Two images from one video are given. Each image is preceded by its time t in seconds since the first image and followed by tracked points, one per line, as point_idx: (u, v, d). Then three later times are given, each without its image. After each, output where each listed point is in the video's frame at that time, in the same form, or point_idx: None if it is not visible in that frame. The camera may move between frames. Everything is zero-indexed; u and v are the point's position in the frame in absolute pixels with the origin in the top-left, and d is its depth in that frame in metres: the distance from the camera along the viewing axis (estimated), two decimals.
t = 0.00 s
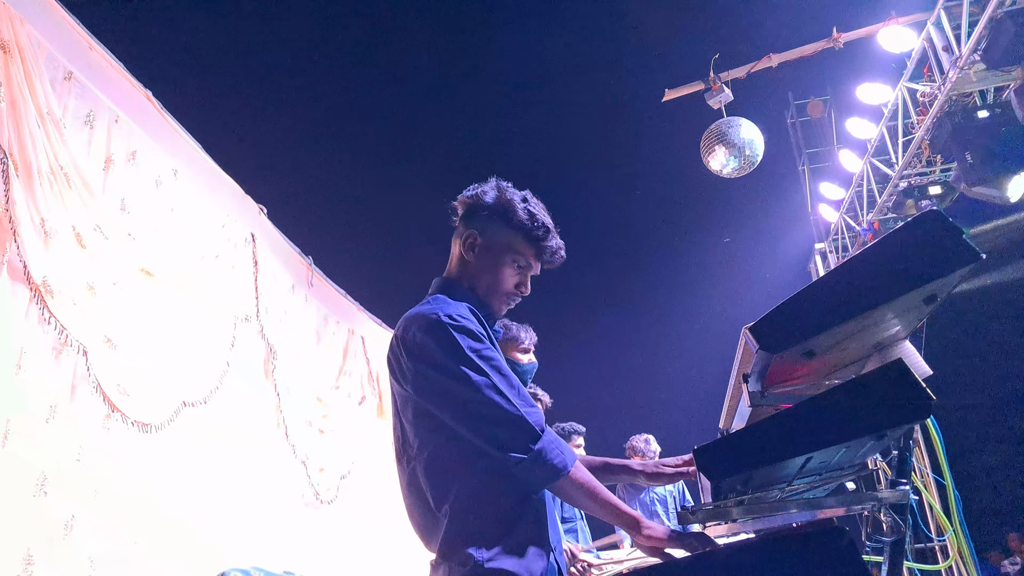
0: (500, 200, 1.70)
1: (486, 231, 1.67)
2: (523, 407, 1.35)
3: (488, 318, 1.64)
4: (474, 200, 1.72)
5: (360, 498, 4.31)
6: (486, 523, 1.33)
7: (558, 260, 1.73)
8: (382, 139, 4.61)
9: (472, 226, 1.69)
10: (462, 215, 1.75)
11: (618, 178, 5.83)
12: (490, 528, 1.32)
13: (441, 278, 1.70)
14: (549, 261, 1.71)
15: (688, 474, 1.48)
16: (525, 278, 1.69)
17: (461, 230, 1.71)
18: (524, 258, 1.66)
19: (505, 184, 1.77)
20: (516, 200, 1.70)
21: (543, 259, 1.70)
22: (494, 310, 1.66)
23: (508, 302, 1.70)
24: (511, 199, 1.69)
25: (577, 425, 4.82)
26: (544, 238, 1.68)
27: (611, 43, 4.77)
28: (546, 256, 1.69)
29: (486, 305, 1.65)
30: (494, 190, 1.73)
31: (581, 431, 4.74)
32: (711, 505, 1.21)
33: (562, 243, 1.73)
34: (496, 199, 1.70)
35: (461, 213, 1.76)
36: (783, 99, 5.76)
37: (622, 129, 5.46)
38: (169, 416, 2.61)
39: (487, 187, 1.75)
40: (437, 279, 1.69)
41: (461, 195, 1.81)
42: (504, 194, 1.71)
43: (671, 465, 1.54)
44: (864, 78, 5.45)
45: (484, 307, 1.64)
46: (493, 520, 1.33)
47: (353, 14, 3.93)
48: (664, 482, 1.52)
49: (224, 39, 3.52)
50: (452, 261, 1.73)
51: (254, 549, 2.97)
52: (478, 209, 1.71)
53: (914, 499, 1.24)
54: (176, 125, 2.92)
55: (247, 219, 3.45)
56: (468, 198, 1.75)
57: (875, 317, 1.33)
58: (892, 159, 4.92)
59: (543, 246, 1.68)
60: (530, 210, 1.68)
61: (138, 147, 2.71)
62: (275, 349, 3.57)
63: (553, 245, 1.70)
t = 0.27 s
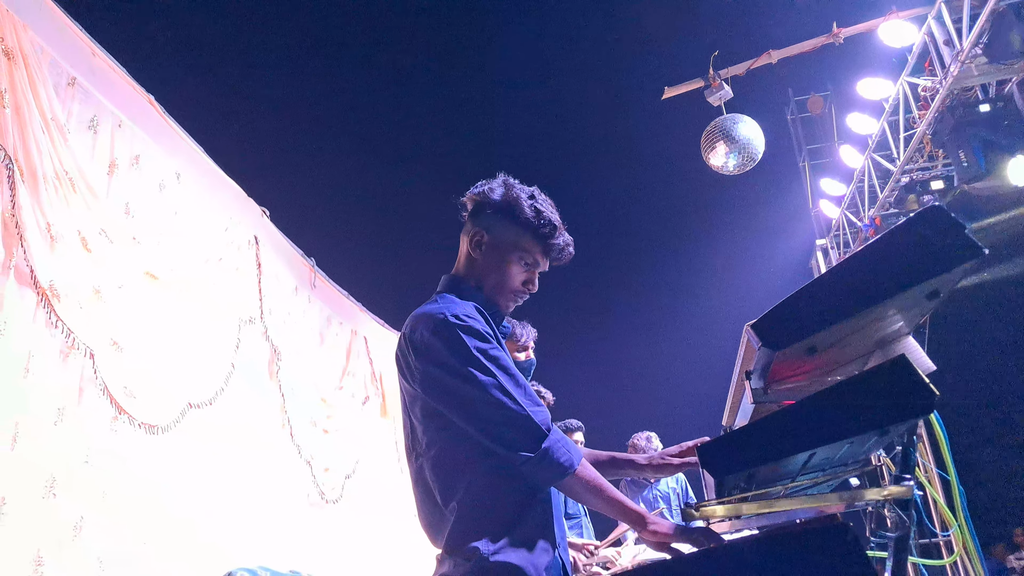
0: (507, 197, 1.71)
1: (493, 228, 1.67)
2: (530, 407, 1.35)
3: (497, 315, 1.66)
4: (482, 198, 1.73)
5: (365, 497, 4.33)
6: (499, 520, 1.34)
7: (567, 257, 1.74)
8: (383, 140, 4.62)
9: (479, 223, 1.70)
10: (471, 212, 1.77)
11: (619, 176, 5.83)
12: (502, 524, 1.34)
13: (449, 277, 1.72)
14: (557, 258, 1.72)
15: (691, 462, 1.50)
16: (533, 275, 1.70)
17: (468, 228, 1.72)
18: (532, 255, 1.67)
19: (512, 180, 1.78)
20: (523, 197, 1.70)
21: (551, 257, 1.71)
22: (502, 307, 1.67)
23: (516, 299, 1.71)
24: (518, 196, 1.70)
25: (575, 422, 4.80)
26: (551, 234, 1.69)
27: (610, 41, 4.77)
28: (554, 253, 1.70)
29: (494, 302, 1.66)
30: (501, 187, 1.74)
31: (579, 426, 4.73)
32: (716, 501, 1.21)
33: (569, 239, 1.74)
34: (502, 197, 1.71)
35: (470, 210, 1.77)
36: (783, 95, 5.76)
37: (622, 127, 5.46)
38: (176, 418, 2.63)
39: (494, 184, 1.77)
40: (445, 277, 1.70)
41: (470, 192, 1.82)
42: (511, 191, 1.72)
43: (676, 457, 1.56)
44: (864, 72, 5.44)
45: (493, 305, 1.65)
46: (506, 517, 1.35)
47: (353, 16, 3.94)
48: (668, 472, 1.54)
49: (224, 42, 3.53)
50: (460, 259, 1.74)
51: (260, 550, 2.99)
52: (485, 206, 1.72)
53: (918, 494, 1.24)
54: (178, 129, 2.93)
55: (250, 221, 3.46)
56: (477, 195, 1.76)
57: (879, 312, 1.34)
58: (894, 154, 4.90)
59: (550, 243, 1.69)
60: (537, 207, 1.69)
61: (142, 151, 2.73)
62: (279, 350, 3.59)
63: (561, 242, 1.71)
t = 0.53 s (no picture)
0: (514, 197, 1.71)
1: (500, 229, 1.68)
2: (526, 408, 1.34)
3: (504, 318, 1.66)
4: (489, 198, 1.74)
5: (370, 495, 4.35)
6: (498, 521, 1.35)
7: (574, 258, 1.75)
8: (383, 139, 4.63)
9: (485, 224, 1.71)
10: (478, 212, 1.78)
11: (619, 173, 5.83)
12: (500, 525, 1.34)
13: (455, 277, 1.72)
14: (563, 258, 1.72)
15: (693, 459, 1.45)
16: (539, 276, 1.71)
17: (475, 228, 1.73)
18: (537, 256, 1.68)
19: (520, 181, 1.79)
20: (529, 198, 1.71)
21: (557, 257, 1.71)
22: (508, 308, 1.69)
23: (522, 300, 1.72)
24: (524, 196, 1.71)
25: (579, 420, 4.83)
26: (556, 235, 1.69)
27: (610, 38, 4.77)
28: (560, 255, 1.71)
29: (500, 304, 1.67)
30: (508, 188, 1.74)
31: (582, 424, 4.75)
32: (719, 496, 1.21)
33: (576, 239, 1.74)
34: (509, 197, 1.72)
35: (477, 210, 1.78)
36: (783, 91, 5.74)
37: (622, 124, 5.46)
38: (181, 418, 2.64)
39: (501, 185, 1.77)
40: (451, 277, 1.71)
41: (477, 193, 1.83)
42: (517, 191, 1.72)
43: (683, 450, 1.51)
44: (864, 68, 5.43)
45: (499, 306, 1.66)
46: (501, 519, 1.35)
47: (352, 16, 3.95)
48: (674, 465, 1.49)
49: (223, 44, 3.54)
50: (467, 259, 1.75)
51: (266, 549, 3.01)
52: (492, 206, 1.72)
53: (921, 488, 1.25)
54: (181, 131, 2.95)
55: (253, 222, 3.48)
56: (484, 196, 1.77)
57: (882, 307, 1.35)
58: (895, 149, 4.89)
59: (556, 244, 1.69)
60: (542, 208, 1.70)
61: (145, 153, 2.74)
62: (283, 350, 3.60)
63: (567, 242, 1.71)
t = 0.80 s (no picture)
0: (520, 197, 1.69)
1: (504, 229, 1.66)
2: (489, 413, 1.29)
3: (502, 317, 1.63)
4: (496, 197, 1.71)
5: (367, 492, 4.34)
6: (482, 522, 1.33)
7: (578, 260, 1.73)
8: (385, 135, 4.61)
9: (490, 223, 1.69)
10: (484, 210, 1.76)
11: (621, 171, 5.82)
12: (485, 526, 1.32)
13: (457, 274, 1.71)
14: (567, 261, 1.71)
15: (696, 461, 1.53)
16: (542, 278, 1.69)
17: (480, 227, 1.71)
18: (541, 258, 1.66)
19: (527, 181, 1.77)
20: (536, 199, 1.69)
21: (562, 260, 1.70)
22: (509, 308, 1.67)
23: (524, 300, 1.70)
24: (530, 197, 1.69)
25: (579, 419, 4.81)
26: (561, 238, 1.67)
27: (612, 36, 4.75)
28: (564, 257, 1.69)
29: (501, 303, 1.66)
30: (515, 188, 1.72)
31: (582, 423, 4.74)
32: (718, 494, 1.20)
33: (581, 243, 1.74)
34: (515, 197, 1.70)
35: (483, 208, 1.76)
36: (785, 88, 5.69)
37: (625, 121, 5.44)
38: (178, 412, 2.63)
39: (508, 184, 1.75)
40: (452, 274, 1.70)
41: (484, 190, 1.80)
42: (524, 191, 1.71)
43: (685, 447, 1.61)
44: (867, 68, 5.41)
45: (499, 306, 1.64)
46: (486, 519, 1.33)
47: (354, 10, 3.93)
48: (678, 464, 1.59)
49: (224, 38, 3.53)
50: (470, 257, 1.73)
51: (262, 545, 2.99)
52: (498, 206, 1.71)
53: (919, 488, 1.24)
54: (179, 124, 2.93)
55: (251, 217, 3.46)
56: (490, 194, 1.74)
57: (882, 305, 1.34)
58: (898, 150, 4.87)
59: (560, 247, 1.67)
60: (548, 210, 1.68)
61: (143, 145, 2.73)
62: (281, 345, 3.58)
63: (571, 246, 1.71)
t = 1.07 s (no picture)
0: (514, 198, 1.69)
1: (499, 231, 1.67)
2: (490, 408, 1.30)
3: (497, 316, 1.65)
4: (490, 198, 1.72)
5: (365, 493, 4.34)
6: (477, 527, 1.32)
7: (572, 261, 1.74)
8: (382, 134, 4.61)
9: (484, 223, 1.69)
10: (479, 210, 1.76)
11: (618, 171, 5.83)
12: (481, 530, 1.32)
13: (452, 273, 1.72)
14: (560, 262, 1.70)
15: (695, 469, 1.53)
16: (536, 278, 1.70)
17: (474, 228, 1.71)
18: (535, 260, 1.67)
19: (522, 181, 1.77)
20: (530, 201, 1.69)
21: (556, 261, 1.70)
22: (503, 308, 1.68)
23: (518, 301, 1.71)
24: (524, 198, 1.69)
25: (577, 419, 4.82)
26: (555, 240, 1.68)
27: (609, 36, 4.76)
28: (558, 259, 1.70)
29: (495, 303, 1.66)
30: (509, 189, 1.72)
31: (580, 423, 4.75)
32: (714, 494, 1.20)
33: (575, 244, 1.73)
34: (509, 197, 1.70)
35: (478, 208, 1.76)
36: (783, 90, 5.79)
37: (621, 121, 5.45)
38: (174, 413, 2.63)
39: (503, 185, 1.75)
40: (447, 274, 1.70)
41: (479, 191, 1.80)
42: (518, 193, 1.71)
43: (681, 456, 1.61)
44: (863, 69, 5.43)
45: (493, 307, 1.65)
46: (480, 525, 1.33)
47: (351, 10, 3.92)
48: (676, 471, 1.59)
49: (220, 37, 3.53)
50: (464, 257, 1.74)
51: (259, 546, 3.00)
52: (492, 206, 1.71)
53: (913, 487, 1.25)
54: (176, 124, 2.93)
55: (248, 217, 3.46)
56: (485, 194, 1.75)
57: (872, 307, 1.34)
58: (892, 151, 4.89)
59: (555, 248, 1.67)
60: (542, 211, 1.68)
61: (139, 146, 2.73)
62: (278, 346, 3.58)
63: (565, 246, 1.70)
